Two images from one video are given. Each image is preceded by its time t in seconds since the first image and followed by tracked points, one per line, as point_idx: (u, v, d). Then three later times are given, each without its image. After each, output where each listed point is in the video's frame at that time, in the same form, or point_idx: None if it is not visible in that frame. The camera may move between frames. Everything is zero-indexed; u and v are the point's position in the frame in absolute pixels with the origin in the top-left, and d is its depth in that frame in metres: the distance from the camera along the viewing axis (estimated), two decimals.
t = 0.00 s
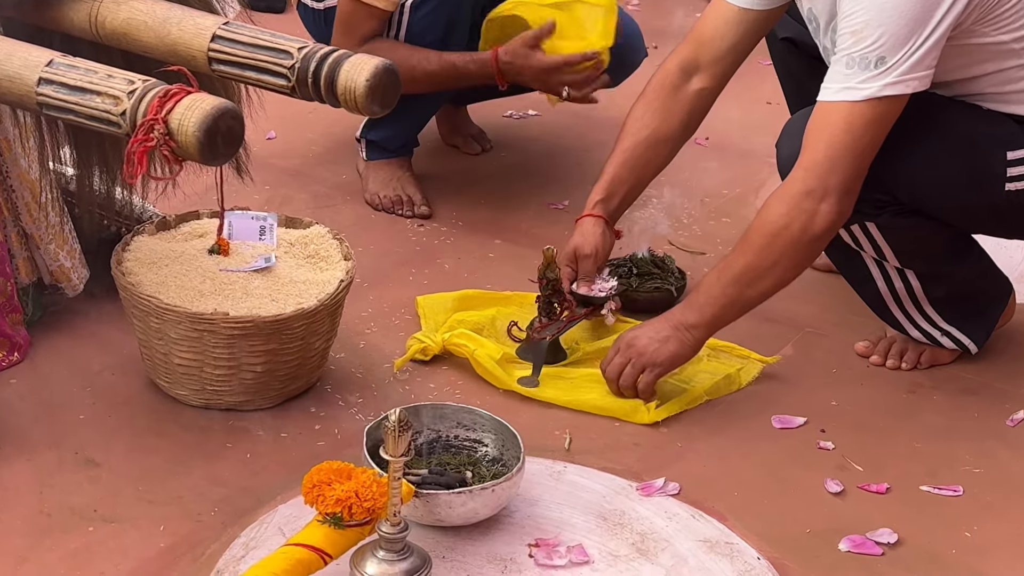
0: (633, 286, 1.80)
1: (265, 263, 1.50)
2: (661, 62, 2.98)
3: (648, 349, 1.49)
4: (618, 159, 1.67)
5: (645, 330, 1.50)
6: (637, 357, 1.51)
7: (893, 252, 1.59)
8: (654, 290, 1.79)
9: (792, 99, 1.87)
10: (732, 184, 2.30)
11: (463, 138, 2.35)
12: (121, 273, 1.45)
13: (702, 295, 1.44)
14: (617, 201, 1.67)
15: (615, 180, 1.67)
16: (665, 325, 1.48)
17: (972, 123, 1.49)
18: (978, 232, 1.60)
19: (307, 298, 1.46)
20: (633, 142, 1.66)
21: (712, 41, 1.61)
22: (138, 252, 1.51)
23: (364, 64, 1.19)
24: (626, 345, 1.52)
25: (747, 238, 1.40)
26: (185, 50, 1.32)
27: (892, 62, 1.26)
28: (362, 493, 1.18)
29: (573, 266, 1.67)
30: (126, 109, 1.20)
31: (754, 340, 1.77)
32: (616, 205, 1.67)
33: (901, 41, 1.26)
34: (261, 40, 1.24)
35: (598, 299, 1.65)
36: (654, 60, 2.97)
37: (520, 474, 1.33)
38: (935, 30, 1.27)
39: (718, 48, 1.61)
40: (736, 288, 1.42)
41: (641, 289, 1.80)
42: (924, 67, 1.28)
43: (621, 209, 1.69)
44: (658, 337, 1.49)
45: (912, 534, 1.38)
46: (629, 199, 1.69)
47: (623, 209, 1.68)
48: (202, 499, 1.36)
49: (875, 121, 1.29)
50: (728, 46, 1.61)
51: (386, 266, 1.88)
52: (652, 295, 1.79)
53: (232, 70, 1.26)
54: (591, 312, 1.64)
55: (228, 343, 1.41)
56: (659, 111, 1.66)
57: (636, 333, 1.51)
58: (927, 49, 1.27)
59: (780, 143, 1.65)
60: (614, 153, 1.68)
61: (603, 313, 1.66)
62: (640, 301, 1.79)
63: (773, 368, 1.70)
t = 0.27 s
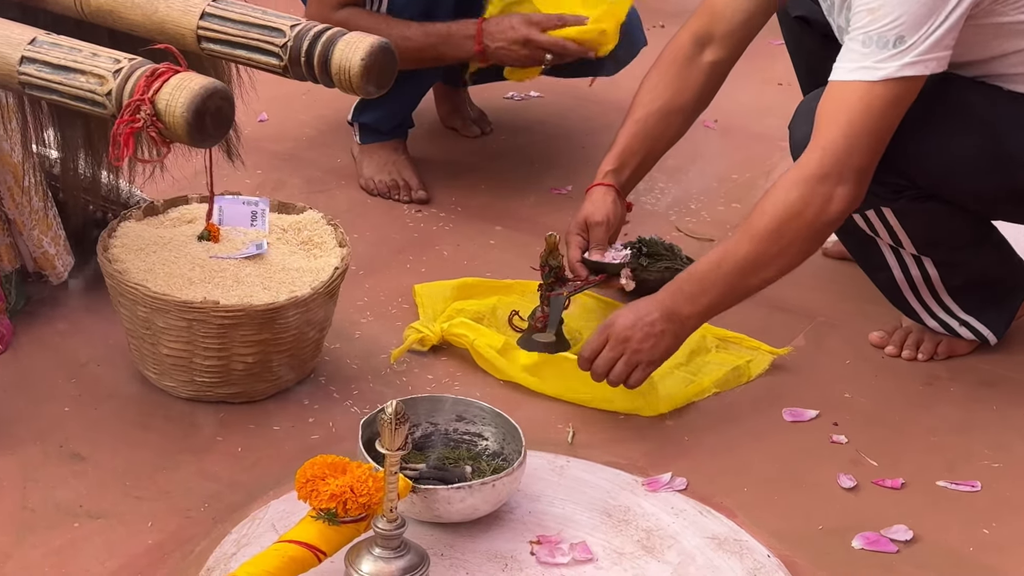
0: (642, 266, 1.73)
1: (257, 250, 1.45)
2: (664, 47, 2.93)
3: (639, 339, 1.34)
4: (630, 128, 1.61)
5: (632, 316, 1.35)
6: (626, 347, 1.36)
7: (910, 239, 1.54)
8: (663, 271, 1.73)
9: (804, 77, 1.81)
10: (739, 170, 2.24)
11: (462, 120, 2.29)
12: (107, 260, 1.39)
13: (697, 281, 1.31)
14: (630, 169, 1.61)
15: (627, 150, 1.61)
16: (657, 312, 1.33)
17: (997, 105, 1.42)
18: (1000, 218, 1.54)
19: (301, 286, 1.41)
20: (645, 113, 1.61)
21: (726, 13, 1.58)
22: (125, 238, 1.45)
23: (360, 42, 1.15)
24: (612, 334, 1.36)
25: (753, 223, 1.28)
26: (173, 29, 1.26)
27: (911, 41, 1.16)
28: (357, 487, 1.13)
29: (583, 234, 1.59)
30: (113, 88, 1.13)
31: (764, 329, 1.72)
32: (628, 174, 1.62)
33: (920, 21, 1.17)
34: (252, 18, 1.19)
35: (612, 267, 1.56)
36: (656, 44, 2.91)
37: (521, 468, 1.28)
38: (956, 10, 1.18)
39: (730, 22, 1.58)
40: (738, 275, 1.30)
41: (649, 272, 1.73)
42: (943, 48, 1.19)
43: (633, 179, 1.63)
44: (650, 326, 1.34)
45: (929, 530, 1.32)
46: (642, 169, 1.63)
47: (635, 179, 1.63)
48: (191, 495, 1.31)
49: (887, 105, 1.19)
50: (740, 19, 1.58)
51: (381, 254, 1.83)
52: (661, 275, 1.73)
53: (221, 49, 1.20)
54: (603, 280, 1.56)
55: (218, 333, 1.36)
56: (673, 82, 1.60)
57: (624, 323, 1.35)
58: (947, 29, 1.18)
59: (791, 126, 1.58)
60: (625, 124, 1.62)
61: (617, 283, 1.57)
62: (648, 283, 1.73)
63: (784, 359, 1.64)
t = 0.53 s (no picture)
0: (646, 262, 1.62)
1: (250, 239, 1.41)
2: (667, 37, 2.88)
3: (616, 361, 1.24)
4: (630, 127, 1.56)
5: (610, 330, 1.23)
6: (612, 367, 1.25)
7: (924, 226, 1.50)
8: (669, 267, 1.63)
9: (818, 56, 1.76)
10: (743, 159, 2.20)
11: (462, 105, 2.25)
12: (96, 250, 1.36)
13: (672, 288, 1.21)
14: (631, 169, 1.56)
15: (629, 148, 1.56)
16: (636, 325, 1.23)
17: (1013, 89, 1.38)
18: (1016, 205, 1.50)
19: (295, 276, 1.37)
20: (646, 108, 1.56)
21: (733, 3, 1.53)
22: (115, 227, 1.42)
23: (356, 25, 1.10)
24: (594, 353, 1.24)
25: (730, 216, 1.20)
26: (164, 11, 1.20)
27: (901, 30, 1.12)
28: (353, 483, 1.08)
29: (585, 239, 1.55)
30: (101, 72, 1.06)
31: (771, 321, 1.67)
32: (629, 173, 1.57)
33: (914, 10, 1.12)
34: None
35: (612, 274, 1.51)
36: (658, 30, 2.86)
37: (522, 462, 1.24)
38: None
39: (737, 9, 1.53)
40: (713, 275, 1.21)
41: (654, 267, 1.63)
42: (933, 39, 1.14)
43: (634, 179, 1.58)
44: (629, 338, 1.23)
45: (942, 528, 1.28)
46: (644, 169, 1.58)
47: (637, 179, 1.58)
48: (183, 491, 1.27)
49: (876, 90, 1.14)
50: (747, 8, 1.53)
51: (377, 243, 1.79)
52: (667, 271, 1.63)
53: (212, 32, 1.15)
54: (602, 288, 1.51)
55: (210, 325, 1.32)
56: (674, 77, 1.55)
57: (606, 341, 1.23)
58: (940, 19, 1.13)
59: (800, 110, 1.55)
60: (626, 120, 1.57)
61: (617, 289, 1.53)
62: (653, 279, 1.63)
63: (793, 352, 1.60)
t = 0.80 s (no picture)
0: (647, 259, 1.67)
1: (245, 232, 1.38)
2: (669, 29, 2.86)
3: (649, 372, 1.20)
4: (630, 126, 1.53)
5: (639, 336, 1.20)
6: (647, 373, 1.20)
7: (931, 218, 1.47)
8: (670, 263, 1.66)
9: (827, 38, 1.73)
10: (747, 151, 2.17)
11: (461, 94, 2.22)
12: (88, 242, 1.33)
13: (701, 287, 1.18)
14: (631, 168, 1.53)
15: (628, 147, 1.53)
16: (665, 327, 1.19)
17: None
18: None
19: (292, 269, 1.34)
20: (646, 105, 1.53)
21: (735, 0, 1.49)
22: (107, 220, 1.39)
23: (353, 14, 1.06)
24: (625, 358, 1.20)
25: (751, 216, 1.18)
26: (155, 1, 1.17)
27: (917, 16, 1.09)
28: (350, 481, 1.05)
29: (584, 239, 1.54)
30: (91, 62, 1.03)
31: (775, 316, 1.65)
32: (630, 172, 1.54)
33: None
34: None
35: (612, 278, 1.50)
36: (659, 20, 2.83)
37: (523, 459, 1.21)
38: None
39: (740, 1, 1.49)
40: (740, 276, 1.18)
41: (657, 264, 1.66)
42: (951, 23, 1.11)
43: (635, 178, 1.55)
44: (660, 345, 1.20)
45: (950, 525, 1.25)
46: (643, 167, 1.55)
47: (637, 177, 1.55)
48: (176, 489, 1.24)
49: (900, 79, 1.11)
50: (750, 0, 1.49)
51: (374, 236, 1.76)
52: (670, 268, 1.66)
53: (205, 21, 1.11)
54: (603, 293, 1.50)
55: (204, 319, 1.29)
56: (675, 71, 1.52)
57: (635, 347, 1.20)
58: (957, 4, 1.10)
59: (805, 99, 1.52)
60: (627, 117, 1.54)
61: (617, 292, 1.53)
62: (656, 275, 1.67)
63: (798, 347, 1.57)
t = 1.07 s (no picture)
0: (649, 255, 1.64)
1: (239, 227, 1.36)
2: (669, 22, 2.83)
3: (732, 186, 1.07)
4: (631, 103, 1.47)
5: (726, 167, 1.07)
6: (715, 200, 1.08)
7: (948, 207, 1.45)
8: (673, 259, 1.64)
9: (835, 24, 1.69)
10: (749, 144, 2.14)
11: (459, 86, 2.20)
12: (80, 238, 1.31)
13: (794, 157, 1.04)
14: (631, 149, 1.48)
15: (629, 132, 1.48)
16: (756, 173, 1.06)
17: None
18: None
19: (288, 265, 1.32)
20: (647, 86, 1.48)
21: None
22: (99, 215, 1.37)
23: (349, 5, 1.02)
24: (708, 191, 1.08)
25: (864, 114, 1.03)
26: None
27: None
28: (346, 480, 1.03)
29: (580, 222, 1.48)
30: (82, 54, 1.00)
31: (779, 313, 1.62)
32: (630, 156, 1.49)
33: None
34: None
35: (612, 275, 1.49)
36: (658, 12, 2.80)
37: (523, 458, 1.19)
38: None
39: None
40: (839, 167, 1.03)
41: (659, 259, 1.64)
42: None
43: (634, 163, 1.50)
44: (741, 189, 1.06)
45: (957, 526, 1.23)
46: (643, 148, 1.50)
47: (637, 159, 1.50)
48: (170, 488, 1.22)
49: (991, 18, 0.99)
50: None
51: (371, 231, 1.74)
52: (672, 263, 1.64)
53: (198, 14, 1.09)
54: (603, 289, 1.48)
55: (198, 316, 1.27)
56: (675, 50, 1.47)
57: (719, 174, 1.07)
58: None
59: (830, 80, 1.47)
60: (626, 98, 1.49)
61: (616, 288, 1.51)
62: (658, 270, 1.64)
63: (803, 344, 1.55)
